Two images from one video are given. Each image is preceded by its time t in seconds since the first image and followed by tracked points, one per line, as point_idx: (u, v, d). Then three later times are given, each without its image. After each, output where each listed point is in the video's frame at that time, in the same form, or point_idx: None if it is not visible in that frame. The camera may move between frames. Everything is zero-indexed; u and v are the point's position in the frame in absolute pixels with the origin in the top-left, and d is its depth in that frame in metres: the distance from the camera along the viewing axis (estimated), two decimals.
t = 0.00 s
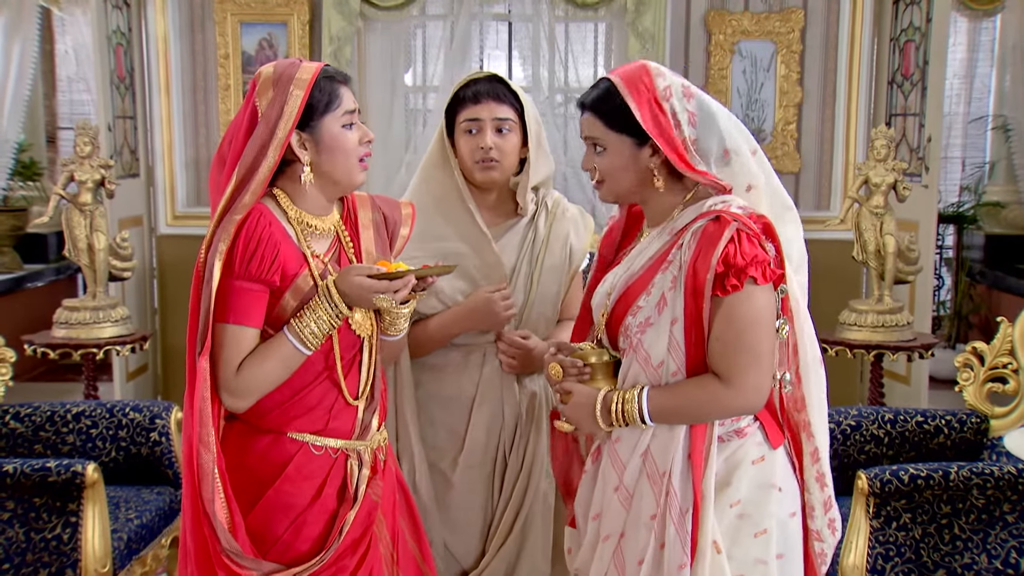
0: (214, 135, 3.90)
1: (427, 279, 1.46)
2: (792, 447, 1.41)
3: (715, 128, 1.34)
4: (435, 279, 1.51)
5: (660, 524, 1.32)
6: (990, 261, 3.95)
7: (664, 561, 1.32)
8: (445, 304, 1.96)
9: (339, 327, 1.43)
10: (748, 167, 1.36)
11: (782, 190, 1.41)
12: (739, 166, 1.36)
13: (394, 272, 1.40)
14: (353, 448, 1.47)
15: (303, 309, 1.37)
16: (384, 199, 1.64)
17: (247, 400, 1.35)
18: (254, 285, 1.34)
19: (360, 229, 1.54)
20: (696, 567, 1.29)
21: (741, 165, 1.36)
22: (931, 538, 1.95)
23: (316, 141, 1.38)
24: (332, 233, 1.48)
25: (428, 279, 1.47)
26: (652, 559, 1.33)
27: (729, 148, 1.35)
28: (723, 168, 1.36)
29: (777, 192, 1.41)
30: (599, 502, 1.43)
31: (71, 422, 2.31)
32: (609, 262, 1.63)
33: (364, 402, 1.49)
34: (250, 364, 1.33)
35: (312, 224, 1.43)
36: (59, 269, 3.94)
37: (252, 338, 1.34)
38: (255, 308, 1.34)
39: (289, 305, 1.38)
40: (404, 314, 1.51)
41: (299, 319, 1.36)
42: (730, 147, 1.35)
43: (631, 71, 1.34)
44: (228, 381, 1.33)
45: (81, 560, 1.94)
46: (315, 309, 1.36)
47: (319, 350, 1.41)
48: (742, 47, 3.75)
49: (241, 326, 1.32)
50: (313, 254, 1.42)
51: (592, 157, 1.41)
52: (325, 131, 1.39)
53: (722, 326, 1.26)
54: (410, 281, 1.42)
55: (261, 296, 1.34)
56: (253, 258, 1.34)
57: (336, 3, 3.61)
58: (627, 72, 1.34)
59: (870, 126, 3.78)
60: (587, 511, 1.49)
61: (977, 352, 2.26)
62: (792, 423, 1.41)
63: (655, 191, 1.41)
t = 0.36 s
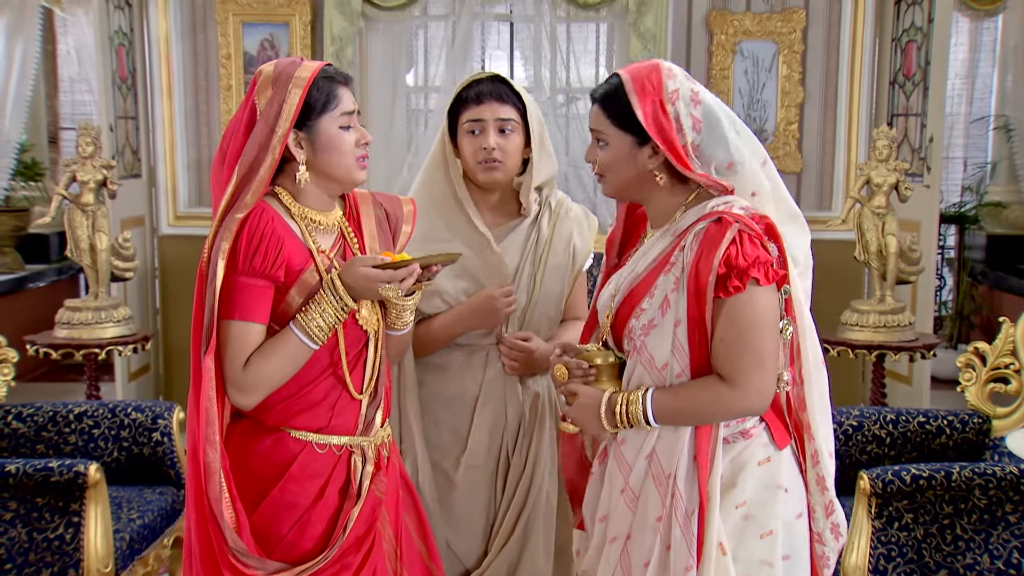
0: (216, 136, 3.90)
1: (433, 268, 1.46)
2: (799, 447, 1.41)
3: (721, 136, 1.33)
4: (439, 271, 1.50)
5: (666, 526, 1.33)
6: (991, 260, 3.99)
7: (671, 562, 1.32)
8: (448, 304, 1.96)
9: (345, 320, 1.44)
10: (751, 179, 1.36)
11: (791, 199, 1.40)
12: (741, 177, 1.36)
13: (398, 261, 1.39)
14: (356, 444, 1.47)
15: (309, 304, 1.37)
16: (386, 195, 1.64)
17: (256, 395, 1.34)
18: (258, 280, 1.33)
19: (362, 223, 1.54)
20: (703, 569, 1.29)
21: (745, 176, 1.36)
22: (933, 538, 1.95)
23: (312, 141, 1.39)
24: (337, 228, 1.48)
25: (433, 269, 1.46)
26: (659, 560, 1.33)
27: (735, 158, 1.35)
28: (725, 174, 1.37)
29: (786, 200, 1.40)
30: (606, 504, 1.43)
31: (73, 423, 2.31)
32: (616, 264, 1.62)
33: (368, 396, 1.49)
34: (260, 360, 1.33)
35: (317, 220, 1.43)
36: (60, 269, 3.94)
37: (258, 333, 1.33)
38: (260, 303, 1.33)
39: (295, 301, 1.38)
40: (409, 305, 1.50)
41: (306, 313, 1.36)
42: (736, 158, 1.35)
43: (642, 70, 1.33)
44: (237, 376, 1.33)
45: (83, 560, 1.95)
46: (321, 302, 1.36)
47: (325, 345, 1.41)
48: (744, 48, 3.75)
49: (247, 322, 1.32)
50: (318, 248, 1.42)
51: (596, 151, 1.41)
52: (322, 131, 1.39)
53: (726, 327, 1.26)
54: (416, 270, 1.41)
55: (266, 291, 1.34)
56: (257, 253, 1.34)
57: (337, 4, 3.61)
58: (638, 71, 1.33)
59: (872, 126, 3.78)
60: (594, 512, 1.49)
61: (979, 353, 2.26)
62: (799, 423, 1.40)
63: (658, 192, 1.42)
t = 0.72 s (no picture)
0: (216, 136, 3.90)
1: (436, 271, 1.46)
2: (802, 448, 1.41)
3: (706, 140, 1.31)
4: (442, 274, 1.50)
5: (664, 526, 1.33)
6: (991, 260, 3.99)
7: (668, 562, 1.32)
8: (449, 304, 1.96)
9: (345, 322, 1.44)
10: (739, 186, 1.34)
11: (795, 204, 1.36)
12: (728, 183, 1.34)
13: (403, 264, 1.39)
14: (355, 446, 1.47)
15: (309, 305, 1.38)
16: (385, 197, 1.65)
17: (254, 395, 1.34)
18: (259, 280, 1.33)
19: (362, 225, 1.54)
20: (700, 570, 1.28)
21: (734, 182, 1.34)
22: (933, 538, 1.96)
23: (309, 143, 1.39)
24: (336, 229, 1.48)
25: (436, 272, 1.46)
26: (657, 560, 1.33)
27: (721, 163, 1.32)
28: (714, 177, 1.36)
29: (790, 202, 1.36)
30: (609, 502, 1.44)
31: (73, 423, 2.32)
32: (624, 263, 1.62)
33: (366, 399, 1.49)
34: (259, 360, 1.33)
35: (316, 219, 1.43)
36: (60, 269, 3.94)
37: (259, 334, 1.33)
38: (262, 303, 1.33)
39: (295, 302, 1.39)
40: (410, 307, 1.50)
41: (306, 315, 1.36)
42: (720, 164, 1.32)
43: (645, 65, 1.34)
44: (235, 376, 1.33)
45: (84, 560, 1.95)
46: (323, 304, 1.37)
47: (325, 347, 1.41)
48: (743, 48, 3.75)
49: (247, 322, 1.32)
50: (319, 249, 1.42)
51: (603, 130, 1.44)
52: (320, 134, 1.39)
53: (719, 328, 1.25)
54: (419, 273, 1.41)
55: (267, 291, 1.34)
56: (258, 253, 1.34)
57: (337, 4, 3.61)
58: (641, 65, 1.35)
59: (872, 126, 3.78)
60: (597, 513, 1.50)
61: (979, 353, 2.26)
62: (802, 424, 1.40)
63: (659, 191, 1.42)
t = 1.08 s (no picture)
0: (214, 136, 3.91)
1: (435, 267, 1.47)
2: (803, 448, 1.40)
3: (733, 139, 1.33)
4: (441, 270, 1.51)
5: (665, 525, 1.33)
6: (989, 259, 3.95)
7: (669, 562, 1.32)
8: (451, 304, 1.97)
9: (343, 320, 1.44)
10: (757, 189, 1.36)
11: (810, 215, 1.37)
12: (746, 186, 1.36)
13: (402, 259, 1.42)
14: (354, 445, 1.48)
15: (309, 302, 1.38)
16: (383, 197, 1.65)
17: (257, 391, 1.34)
18: (258, 276, 1.34)
19: (360, 224, 1.54)
20: (700, 570, 1.28)
21: (752, 185, 1.36)
22: (932, 538, 1.96)
23: (305, 143, 1.39)
24: (334, 228, 1.47)
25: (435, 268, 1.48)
26: (657, 560, 1.33)
27: (744, 163, 1.35)
28: (731, 179, 1.37)
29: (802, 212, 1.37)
30: (610, 502, 1.44)
31: (73, 422, 2.31)
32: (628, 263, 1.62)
33: (365, 397, 1.49)
34: (258, 357, 1.33)
35: (314, 217, 1.43)
36: (59, 269, 3.93)
37: (258, 331, 1.33)
38: (260, 300, 1.33)
39: (292, 301, 1.38)
40: (407, 304, 1.50)
41: (305, 311, 1.37)
42: (744, 164, 1.35)
43: (674, 59, 1.34)
44: (234, 374, 1.33)
45: (83, 560, 1.95)
46: (323, 301, 1.37)
47: (324, 345, 1.41)
48: (742, 48, 3.75)
49: (245, 319, 1.32)
50: (317, 247, 1.42)
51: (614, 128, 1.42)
52: (315, 134, 1.39)
53: (718, 327, 1.25)
54: (419, 268, 1.43)
55: (265, 288, 1.34)
56: (257, 250, 1.34)
57: (337, 3, 3.62)
58: (670, 59, 1.34)
59: (871, 126, 3.79)
60: (598, 512, 1.50)
61: (978, 352, 2.26)
62: (803, 424, 1.39)
63: (664, 189, 1.42)
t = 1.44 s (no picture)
0: (212, 136, 3.91)
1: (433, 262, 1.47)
2: (805, 448, 1.41)
3: (739, 136, 1.37)
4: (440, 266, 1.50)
5: (669, 526, 1.34)
6: (986, 259, 3.99)
7: (673, 562, 1.32)
8: (453, 304, 1.97)
9: (344, 317, 1.44)
10: (762, 186, 1.38)
11: (804, 214, 1.39)
12: (751, 183, 1.38)
13: (400, 254, 1.41)
14: (356, 443, 1.48)
15: (307, 299, 1.38)
16: (384, 197, 1.65)
17: (253, 389, 1.34)
18: (256, 274, 1.34)
19: (360, 223, 1.55)
20: (705, 569, 1.30)
21: (756, 182, 1.38)
22: (929, 537, 1.97)
23: (293, 142, 1.40)
24: (333, 227, 1.48)
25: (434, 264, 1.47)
26: (661, 560, 1.34)
27: (749, 160, 1.37)
28: (736, 178, 1.39)
29: (797, 213, 1.39)
30: (612, 504, 1.44)
31: (71, 422, 2.31)
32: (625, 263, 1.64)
33: (366, 394, 1.50)
34: (257, 354, 1.33)
35: (312, 216, 1.43)
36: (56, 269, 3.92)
37: (257, 328, 1.33)
38: (259, 297, 1.33)
39: (292, 299, 1.38)
40: (408, 301, 1.51)
41: (304, 307, 1.36)
42: (750, 161, 1.37)
43: (677, 61, 1.34)
44: (234, 371, 1.33)
45: (82, 560, 1.95)
46: (321, 296, 1.38)
47: (324, 342, 1.42)
48: (740, 48, 3.76)
49: (244, 317, 1.32)
50: (316, 245, 1.42)
51: (615, 135, 1.41)
52: (301, 133, 1.39)
53: (726, 328, 1.26)
54: (418, 263, 1.43)
55: (263, 285, 1.34)
56: (254, 247, 1.34)
57: (334, 3, 3.62)
58: (674, 60, 1.34)
59: (868, 126, 3.80)
60: (600, 512, 1.50)
61: (975, 352, 2.27)
62: (806, 424, 1.40)
63: (665, 188, 1.43)
